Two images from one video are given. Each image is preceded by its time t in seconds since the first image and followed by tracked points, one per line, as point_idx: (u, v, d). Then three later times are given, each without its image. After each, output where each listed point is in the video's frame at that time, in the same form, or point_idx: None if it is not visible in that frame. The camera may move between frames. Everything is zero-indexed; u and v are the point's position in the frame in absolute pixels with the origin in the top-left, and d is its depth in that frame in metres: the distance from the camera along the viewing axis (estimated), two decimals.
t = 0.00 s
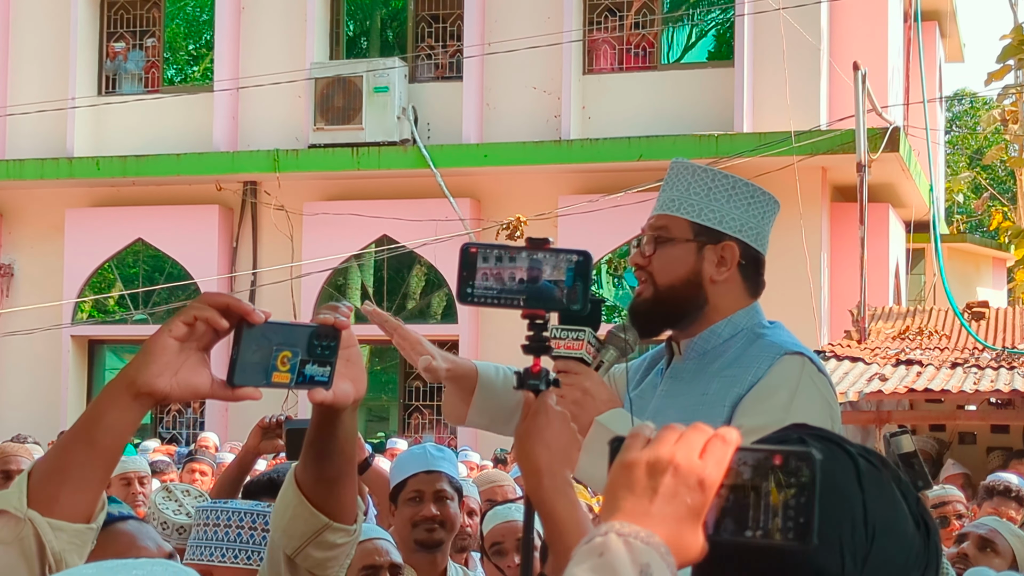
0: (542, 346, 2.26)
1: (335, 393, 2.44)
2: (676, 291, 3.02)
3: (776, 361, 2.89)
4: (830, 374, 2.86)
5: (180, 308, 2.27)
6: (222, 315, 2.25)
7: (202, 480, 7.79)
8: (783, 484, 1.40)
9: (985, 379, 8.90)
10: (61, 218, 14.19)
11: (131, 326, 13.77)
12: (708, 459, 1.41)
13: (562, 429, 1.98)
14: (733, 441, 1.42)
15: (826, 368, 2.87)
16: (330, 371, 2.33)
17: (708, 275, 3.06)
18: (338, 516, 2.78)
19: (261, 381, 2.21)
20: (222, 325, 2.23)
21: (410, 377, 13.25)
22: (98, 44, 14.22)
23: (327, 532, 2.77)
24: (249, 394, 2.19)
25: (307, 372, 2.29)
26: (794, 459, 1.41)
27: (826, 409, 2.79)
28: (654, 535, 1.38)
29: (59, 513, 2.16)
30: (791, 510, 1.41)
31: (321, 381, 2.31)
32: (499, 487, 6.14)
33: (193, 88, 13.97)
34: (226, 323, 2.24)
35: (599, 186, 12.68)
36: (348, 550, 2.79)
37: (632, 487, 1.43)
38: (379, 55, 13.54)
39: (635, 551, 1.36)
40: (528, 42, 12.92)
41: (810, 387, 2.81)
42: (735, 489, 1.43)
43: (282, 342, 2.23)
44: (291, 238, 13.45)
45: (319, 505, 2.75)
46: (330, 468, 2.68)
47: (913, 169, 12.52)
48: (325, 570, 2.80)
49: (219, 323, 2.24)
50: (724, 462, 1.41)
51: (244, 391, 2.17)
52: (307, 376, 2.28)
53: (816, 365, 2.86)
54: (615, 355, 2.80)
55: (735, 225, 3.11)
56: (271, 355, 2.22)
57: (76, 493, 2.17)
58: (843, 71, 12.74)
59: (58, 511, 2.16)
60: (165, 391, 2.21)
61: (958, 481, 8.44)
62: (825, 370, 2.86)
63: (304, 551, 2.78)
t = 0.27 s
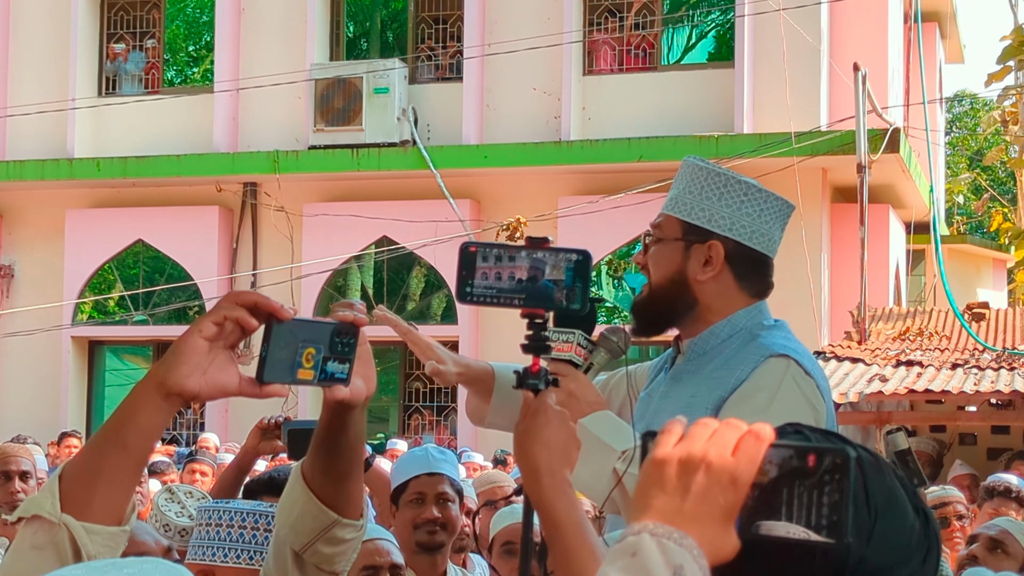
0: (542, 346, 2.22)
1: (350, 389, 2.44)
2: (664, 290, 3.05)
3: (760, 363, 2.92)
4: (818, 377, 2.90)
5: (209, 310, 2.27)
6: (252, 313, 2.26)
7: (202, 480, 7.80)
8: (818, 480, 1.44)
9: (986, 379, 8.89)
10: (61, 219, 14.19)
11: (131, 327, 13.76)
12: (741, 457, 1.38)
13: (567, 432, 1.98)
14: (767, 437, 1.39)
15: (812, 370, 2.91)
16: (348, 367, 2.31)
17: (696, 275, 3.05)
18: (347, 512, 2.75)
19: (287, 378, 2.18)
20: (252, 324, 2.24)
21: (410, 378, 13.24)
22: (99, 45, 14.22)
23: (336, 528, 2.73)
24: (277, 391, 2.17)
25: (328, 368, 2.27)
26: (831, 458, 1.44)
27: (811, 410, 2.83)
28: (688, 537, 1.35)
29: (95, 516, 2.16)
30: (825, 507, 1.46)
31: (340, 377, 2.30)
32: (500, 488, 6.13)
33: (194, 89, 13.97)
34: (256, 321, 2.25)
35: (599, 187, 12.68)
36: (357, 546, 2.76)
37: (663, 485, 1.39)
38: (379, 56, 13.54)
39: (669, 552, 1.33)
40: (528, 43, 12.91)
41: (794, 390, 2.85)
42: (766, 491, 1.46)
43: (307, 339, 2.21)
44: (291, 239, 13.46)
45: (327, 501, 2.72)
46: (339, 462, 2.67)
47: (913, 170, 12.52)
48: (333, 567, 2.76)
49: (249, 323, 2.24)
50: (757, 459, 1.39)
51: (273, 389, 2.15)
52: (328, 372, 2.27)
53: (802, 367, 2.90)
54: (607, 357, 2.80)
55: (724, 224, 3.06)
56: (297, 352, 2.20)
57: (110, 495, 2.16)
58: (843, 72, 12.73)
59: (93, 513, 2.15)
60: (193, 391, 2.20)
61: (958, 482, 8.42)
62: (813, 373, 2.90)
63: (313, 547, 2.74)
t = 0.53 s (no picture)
0: (543, 347, 2.23)
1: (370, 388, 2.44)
2: (660, 288, 3.10)
3: (737, 363, 2.92)
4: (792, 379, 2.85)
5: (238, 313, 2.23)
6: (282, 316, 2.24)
7: (202, 481, 7.81)
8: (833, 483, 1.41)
9: (986, 380, 8.88)
10: (61, 219, 14.19)
11: (132, 328, 13.76)
12: (757, 453, 1.37)
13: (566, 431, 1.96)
14: (783, 432, 1.37)
15: (791, 371, 2.87)
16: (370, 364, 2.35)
17: (686, 272, 3.07)
18: (359, 508, 2.72)
19: (315, 377, 2.21)
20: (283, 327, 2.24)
21: (411, 379, 13.23)
22: (99, 45, 14.22)
23: (348, 524, 2.70)
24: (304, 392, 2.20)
25: (352, 366, 2.30)
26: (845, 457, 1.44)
27: (782, 411, 2.80)
28: (705, 534, 1.34)
29: (130, 526, 2.12)
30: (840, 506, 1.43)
31: (362, 375, 2.33)
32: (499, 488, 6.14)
33: (194, 89, 13.97)
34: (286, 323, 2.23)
35: (599, 188, 12.68)
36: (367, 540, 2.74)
37: (679, 480, 1.38)
38: (379, 56, 13.54)
39: (688, 550, 1.33)
40: (528, 43, 12.91)
41: (764, 393, 2.83)
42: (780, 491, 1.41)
43: (333, 338, 2.23)
44: (291, 240, 13.46)
45: (338, 498, 2.69)
46: (352, 458, 2.64)
47: (913, 171, 12.52)
48: (343, 562, 2.74)
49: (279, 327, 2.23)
50: (773, 455, 1.37)
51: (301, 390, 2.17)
52: (351, 369, 2.30)
53: (778, 369, 2.87)
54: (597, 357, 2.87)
55: (717, 222, 3.03)
56: (324, 352, 2.22)
57: (145, 504, 2.13)
58: (843, 73, 12.73)
59: (129, 523, 2.12)
60: (224, 396, 2.17)
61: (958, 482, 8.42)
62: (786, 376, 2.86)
63: (325, 542, 2.71)
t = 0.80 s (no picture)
0: (546, 347, 2.20)
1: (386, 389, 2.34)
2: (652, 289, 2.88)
3: (704, 365, 2.72)
4: (756, 380, 2.63)
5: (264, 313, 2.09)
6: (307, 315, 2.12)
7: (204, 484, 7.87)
8: (809, 489, 1.40)
9: (986, 382, 8.86)
10: (61, 221, 14.19)
11: (131, 329, 13.75)
12: (737, 461, 1.32)
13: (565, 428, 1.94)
14: (762, 442, 1.33)
15: (756, 375, 2.64)
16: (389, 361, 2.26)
17: (674, 274, 2.81)
18: (367, 507, 2.56)
19: (341, 373, 2.13)
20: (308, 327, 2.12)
21: (410, 381, 13.23)
22: (99, 47, 14.22)
23: (355, 524, 2.55)
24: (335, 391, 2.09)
25: (374, 363, 2.21)
26: (821, 464, 1.42)
27: (743, 416, 2.59)
28: (686, 542, 1.29)
29: (159, 528, 2.01)
30: (816, 513, 1.40)
31: (384, 372, 2.24)
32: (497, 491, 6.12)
33: (194, 91, 13.97)
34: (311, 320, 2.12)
35: (599, 190, 12.68)
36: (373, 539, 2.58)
37: (662, 488, 1.32)
38: (379, 58, 13.54)
39: (671, 559, 1.27)
40: (527, 45, 12.91)
41: (726, 397, 2.62)
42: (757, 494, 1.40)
43: (357, 334, 2.15)
44: (291, 241, 13.45)
45: (346, 496, 2.53)
46: (362, 457, 2.48)
47: (913, 172, 12.51)
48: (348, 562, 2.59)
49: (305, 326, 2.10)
50: (753, 464, 1.33)
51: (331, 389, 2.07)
52: (374, 366, 2.20)
53: (742, 373, 2.64)
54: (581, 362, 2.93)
55: (706, 224, 2.76)
56: (349, 348, 2.14)
57: (173, 506, 2.01)
58: (843, 74, 12.73)
59: (158, 524, 2.01)
60: (251, 396, 2.03)
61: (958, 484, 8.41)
62: (751, 376, 2.64)
63: (331, 542, 2.56)
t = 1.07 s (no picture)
0: (549, 348, 2.22)
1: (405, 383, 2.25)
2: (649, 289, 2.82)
3: (675, 364, 2.65)
4: (720, 381, 2.53)
5: (300, 308, 2.00)
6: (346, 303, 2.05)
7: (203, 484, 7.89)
8: (776, 491, 1.39)
9: (986, 383, 8.85)
10: (61, 221, 14.18)
11: (131, 329, 13.74)
12: (706, 461, 1.34)
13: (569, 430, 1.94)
14: (731, 442, 1.34)
15: (722, 377, 2.54)
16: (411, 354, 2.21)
17: (663, 274, 2.76)
18: (370, 505, 2.40)
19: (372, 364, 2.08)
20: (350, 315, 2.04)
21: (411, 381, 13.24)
22: (99, 47, 14.22)
23: (356, 524, 2.39)
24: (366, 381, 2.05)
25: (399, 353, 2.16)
26: (789, 468, 1.39)
27: (704, 418, 2.49)
28: (656, 539, 1.31)
29: (192, 527, 1.94)
30: (783, 512, 1.39)
31: (406, 366, 2.19)
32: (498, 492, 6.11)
33: (194, 91, 13.97)
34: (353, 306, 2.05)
35: (599, 190, 12.68)
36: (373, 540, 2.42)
37: (632, 486, 1.34)
38: (379, 58, 13.54)
39: (641, 556, 1.30)
40: (528, 45, 12.90)
41: (688, 399, 2.53)
42: (730, 493, 1.41)
43: (387, 326, 2.09)
44: (291, 242, 13.45)
45: (348, 494, 2.38)
46: (368, 454, 2.34)
47: (913, 172, 12.51)
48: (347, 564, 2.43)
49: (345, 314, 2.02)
50: (722, 464, 1.34)
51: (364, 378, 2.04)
52: (400, 358, 2.16)
53: (706, 374, 2.55)
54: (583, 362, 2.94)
55: (700, 228, 2.68)
56: (379, 339, 2.09)
57: (207, 506, 1.94)
58: (843, 75, 12.73)
59: (191, 525, 1.93)
60: (286, 395, 1.96)
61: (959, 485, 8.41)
62: (715, 376, 2.54)
63: (331, 541, 2.40)
